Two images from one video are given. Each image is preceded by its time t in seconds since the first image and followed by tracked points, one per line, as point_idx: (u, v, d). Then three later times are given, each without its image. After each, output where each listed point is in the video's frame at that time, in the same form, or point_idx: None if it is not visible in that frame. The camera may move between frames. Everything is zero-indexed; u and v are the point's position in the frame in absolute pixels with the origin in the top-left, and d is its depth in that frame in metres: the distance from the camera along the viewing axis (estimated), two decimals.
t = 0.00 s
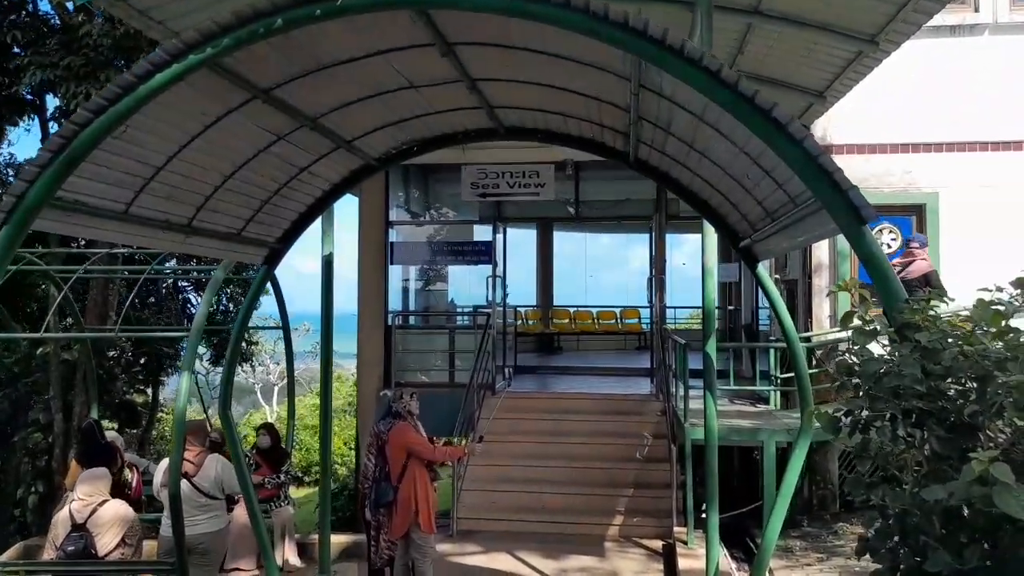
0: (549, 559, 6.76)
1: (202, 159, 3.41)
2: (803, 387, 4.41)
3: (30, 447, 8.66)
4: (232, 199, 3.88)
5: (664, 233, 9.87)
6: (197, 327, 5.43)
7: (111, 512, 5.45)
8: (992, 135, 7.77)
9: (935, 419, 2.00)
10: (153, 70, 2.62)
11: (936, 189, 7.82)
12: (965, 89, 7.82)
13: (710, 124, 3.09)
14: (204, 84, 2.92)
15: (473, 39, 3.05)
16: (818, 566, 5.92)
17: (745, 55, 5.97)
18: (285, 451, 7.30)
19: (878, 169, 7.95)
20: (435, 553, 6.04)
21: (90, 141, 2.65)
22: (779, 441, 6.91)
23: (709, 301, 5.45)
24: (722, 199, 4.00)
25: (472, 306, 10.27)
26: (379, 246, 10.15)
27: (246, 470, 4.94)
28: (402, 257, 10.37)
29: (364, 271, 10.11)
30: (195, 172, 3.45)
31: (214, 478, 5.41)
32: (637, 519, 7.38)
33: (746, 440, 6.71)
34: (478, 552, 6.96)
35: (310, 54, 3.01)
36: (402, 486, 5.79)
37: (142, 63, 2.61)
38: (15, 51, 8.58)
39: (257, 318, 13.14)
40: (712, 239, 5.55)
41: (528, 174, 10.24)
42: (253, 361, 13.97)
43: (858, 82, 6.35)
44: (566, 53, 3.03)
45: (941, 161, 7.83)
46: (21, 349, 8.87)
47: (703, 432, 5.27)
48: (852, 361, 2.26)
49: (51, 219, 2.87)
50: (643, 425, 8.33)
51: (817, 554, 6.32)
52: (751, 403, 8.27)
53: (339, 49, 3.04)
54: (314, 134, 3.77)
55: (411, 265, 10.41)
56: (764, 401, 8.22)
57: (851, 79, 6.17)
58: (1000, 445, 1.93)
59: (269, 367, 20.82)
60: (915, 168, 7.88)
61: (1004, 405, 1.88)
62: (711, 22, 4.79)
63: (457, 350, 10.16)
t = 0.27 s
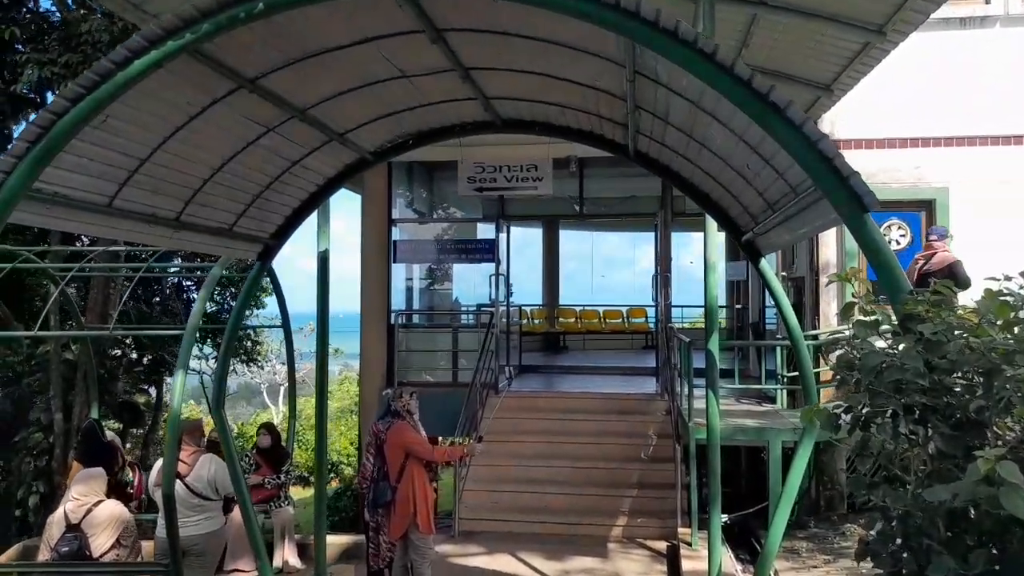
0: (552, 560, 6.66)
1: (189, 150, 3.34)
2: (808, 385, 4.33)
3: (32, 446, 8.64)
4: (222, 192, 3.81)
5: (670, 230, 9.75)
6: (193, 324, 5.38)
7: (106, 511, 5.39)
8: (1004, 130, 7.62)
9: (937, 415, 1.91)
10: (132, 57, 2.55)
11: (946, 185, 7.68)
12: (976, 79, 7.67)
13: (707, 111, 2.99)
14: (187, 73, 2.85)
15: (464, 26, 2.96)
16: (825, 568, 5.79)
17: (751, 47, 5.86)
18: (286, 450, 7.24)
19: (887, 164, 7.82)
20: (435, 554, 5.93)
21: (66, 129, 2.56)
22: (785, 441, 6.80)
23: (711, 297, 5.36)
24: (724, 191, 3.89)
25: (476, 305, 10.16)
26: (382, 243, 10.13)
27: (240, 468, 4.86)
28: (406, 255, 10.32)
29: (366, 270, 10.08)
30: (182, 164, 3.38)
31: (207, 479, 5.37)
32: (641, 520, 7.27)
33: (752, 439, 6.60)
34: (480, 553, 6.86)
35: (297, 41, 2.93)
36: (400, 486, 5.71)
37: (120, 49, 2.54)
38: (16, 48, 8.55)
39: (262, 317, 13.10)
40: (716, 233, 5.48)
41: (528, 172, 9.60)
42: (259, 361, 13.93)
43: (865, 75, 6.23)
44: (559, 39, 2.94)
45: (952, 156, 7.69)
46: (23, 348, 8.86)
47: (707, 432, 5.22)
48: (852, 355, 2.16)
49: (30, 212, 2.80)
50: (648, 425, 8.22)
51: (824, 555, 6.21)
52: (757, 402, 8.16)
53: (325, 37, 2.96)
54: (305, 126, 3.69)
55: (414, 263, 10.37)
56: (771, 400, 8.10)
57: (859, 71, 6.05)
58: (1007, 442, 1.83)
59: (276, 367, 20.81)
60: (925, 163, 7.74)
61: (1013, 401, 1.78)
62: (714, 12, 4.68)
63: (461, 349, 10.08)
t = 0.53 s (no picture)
0: (552, 559, 6.58)
1: (176, 142, 3.25)
2: (813, 383, 4.21)
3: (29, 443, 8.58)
4: (212, 185, 3.72)
5: (672, 226, 9.66)
6: (186, 321, 5.31)
7: (99, 509, 5.32)
8: (1010, 125, 7.49)
9: (951, 415, 1.82)
10: (113, 43, 2.46)
11: (951, 181, 7.56)
12: (978, 71, 7.57)
13: (708, 100, 2.89)
14: (172, 61, 2.76)
15: (457, 13, 2.87)
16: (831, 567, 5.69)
17: (753, 40, 5.76)
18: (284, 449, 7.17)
19: (891, 160, 7.71)
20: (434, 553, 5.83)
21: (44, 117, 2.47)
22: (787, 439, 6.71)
23: (712, 293, 5.26)
24: (725, 184, 3.79)
25: (475, 303, 10.00)
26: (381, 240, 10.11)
27: (233, 466, 4.76)
28: (405, 251, 10.26)
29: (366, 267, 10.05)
30: (169, 156, 3.29)
31: (201, 477, 5.28)
32: (643, 518, 7.18)
33: (754, 438, 6.51)
34: (480, 552, 6.78)
35: (284, 28, 2.84)
36: (397, 485, 5.62)
37: (101, 36, 2.46)
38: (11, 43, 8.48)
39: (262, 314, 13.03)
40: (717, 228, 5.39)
41: (523, 163, 9.54)
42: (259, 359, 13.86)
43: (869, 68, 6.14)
44: (556, 25, 2.85)
45: (957, 152, 7.58)
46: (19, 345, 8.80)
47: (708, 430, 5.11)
48: (859, 352, 2.07)
49: (11, 204, 2.71)
50: (650, 422, 8.13)
51: (828, 555, 6.12)
52: (760, 400, 8.08)
53: (314, 24, 2.87)
54: (297, 117, 3.60)
55: (414, 260, 10.29)
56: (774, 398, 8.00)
57: (862, 64, 5.95)
58: None
59: (277, 363, 20.75)
60: (929, 158, 7.63)
61: None
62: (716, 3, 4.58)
63: (461, 346, 9.99)
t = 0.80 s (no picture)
0: (562, 559, 6.48)
1: (176, 131, 3.15)
2: (833, 377, 4.05)
3: (36, 440, 8.55)
4: (216, 176, 3.63)
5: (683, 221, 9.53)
6: (191, 317, 5.22)
7: (104, 508, 5.24)
8: None
9: (998, 414, 1.70)
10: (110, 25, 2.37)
11: (970, 174, 7.41)
12: (997, 60, 7.42)
13: (728, 85, 2.76)
14: (172, 46, 2.67)
15: None
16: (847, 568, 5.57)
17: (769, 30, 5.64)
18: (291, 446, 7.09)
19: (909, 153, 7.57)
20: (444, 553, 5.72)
21: (41, 105, 2.38)
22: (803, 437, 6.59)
23: (728, 288, 5.15)
24: (742, 175, 3.67)
25: (484, 299, 9.88)
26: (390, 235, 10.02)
27: (239, 460, 4.69)
28: (414, 247, 10.17)
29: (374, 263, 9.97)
30: (170, 145, 3.20)
31: (207, 472, 5.20)
32: (655, 517, 7.08)
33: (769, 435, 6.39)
34: (489, 552, 6.69)
35: (288, 12, 2.74)
36: (406, 483, 5.53)
37: (97, 17, 2.37)
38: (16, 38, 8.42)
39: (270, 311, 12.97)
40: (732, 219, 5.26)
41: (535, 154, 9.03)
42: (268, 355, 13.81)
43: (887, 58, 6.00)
44: (570, 7, 2.74)
45: (977, 144, 7.42)
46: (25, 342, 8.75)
47: (724, 429, 4.98)
48: (896, 346, 1.94)
49: (6, 194, 2.61)
50: (661, 421, 8.01)
51: (845, 555, 5.99)
52: (774, 398, 7.95)
53: (319, 7, 2.77)
54: (302, 107, 3.49)
55: (423, 256, 10.19)
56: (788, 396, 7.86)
57: (881, 54, 5.81)
58: None
59: (285, 360, 20.73)
60: (949, 151, 7.48)
61: None
62: None
63: (470, 343, 9.89)
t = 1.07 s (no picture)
0: (572, 561, 6.36)
1: (177, 119, 3.04)
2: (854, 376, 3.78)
3: (38, 440, 8.46)
4: (219, 167, 3.52)
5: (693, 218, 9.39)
6: (194, 315, 5.12)
7: (106, 511, 5.13)
8: None
9: None
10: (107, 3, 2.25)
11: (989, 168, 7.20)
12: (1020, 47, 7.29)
13: (754, 68, 2.64)
14: (172, 28, 2.56)
15: None
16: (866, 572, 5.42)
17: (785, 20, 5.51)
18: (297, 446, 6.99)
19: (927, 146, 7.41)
20: (451, 556, 5.62)
21: (35, 88, 2.27)
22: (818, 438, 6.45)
23: (745, 285, 5.02)
24: (763, 165, 3.55)
25: (491, 297, 9.79)
26: (396, 233, 9.93)
27: (243, 461, 4.58)
28: (421, 245, 10.06)
29: (381, 262, 9.89)
30: (170, 134, 3.09)
31: (211, 473, 5.12)
32: (666, 519, 6.95)
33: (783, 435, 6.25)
34: (497, 554, 6.57)
35: None
36: (413, 485, 5.41)
37: None
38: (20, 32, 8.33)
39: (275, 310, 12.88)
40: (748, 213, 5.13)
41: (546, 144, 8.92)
42: (274, 355, 13.71)
43: (906, 48, 5.85)
44: None
45: (997, 138, 7.26)
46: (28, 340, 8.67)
47: (741, 430, 4.85)
48: (941, 338, 1.82)
49: None
50: (671, 421, 7.87)
51: (862, 559, 5.86)
52: (787, 398, 7.81)
53: None
54: (307, 95, 3.38)
55: (429, 254, 10.08)
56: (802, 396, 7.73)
57: (899, 44, 5.66)
58: None
59: (291, 360, 20.65)
60: (968, 145, 7.31)
61: None
62: None
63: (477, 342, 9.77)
